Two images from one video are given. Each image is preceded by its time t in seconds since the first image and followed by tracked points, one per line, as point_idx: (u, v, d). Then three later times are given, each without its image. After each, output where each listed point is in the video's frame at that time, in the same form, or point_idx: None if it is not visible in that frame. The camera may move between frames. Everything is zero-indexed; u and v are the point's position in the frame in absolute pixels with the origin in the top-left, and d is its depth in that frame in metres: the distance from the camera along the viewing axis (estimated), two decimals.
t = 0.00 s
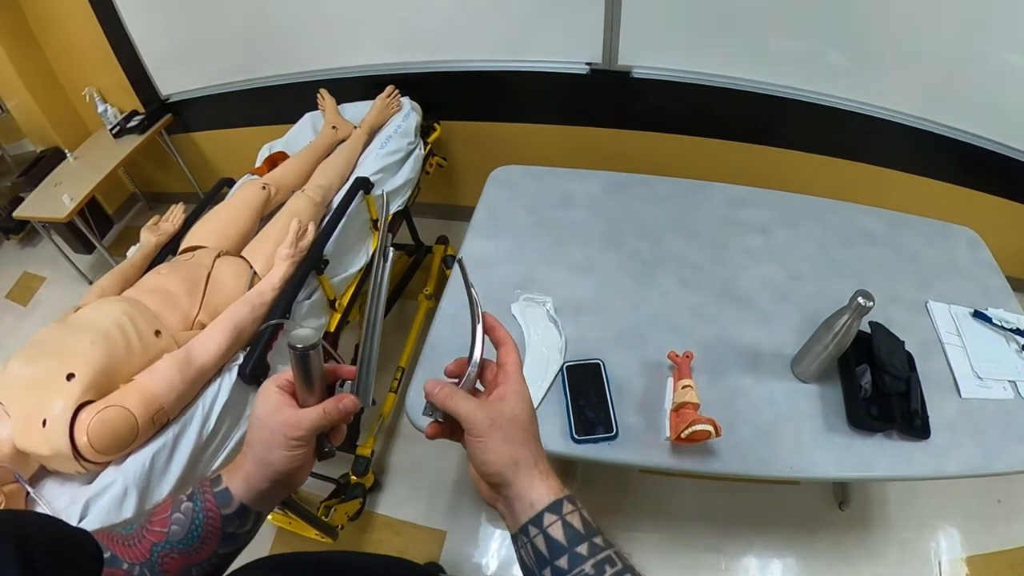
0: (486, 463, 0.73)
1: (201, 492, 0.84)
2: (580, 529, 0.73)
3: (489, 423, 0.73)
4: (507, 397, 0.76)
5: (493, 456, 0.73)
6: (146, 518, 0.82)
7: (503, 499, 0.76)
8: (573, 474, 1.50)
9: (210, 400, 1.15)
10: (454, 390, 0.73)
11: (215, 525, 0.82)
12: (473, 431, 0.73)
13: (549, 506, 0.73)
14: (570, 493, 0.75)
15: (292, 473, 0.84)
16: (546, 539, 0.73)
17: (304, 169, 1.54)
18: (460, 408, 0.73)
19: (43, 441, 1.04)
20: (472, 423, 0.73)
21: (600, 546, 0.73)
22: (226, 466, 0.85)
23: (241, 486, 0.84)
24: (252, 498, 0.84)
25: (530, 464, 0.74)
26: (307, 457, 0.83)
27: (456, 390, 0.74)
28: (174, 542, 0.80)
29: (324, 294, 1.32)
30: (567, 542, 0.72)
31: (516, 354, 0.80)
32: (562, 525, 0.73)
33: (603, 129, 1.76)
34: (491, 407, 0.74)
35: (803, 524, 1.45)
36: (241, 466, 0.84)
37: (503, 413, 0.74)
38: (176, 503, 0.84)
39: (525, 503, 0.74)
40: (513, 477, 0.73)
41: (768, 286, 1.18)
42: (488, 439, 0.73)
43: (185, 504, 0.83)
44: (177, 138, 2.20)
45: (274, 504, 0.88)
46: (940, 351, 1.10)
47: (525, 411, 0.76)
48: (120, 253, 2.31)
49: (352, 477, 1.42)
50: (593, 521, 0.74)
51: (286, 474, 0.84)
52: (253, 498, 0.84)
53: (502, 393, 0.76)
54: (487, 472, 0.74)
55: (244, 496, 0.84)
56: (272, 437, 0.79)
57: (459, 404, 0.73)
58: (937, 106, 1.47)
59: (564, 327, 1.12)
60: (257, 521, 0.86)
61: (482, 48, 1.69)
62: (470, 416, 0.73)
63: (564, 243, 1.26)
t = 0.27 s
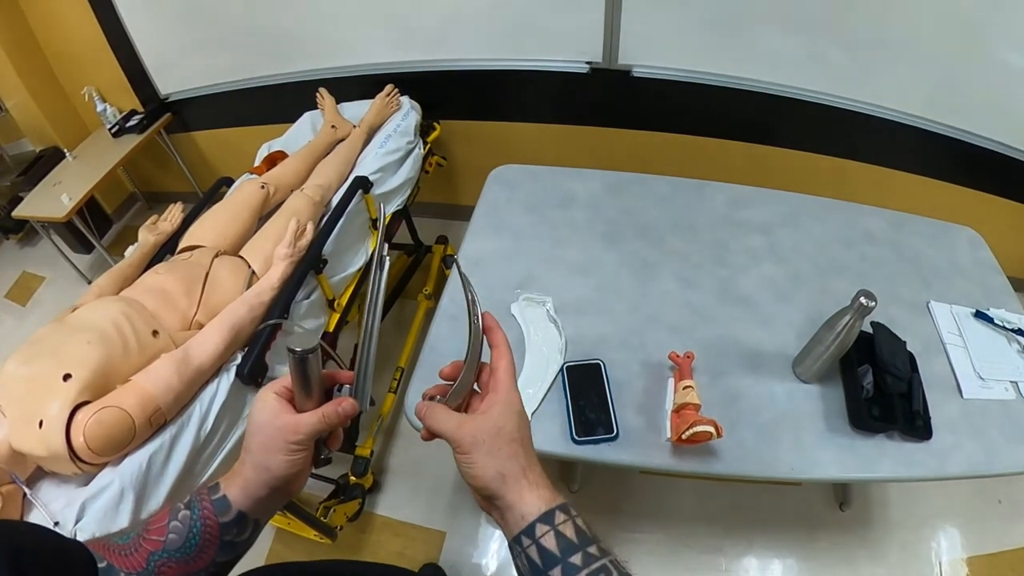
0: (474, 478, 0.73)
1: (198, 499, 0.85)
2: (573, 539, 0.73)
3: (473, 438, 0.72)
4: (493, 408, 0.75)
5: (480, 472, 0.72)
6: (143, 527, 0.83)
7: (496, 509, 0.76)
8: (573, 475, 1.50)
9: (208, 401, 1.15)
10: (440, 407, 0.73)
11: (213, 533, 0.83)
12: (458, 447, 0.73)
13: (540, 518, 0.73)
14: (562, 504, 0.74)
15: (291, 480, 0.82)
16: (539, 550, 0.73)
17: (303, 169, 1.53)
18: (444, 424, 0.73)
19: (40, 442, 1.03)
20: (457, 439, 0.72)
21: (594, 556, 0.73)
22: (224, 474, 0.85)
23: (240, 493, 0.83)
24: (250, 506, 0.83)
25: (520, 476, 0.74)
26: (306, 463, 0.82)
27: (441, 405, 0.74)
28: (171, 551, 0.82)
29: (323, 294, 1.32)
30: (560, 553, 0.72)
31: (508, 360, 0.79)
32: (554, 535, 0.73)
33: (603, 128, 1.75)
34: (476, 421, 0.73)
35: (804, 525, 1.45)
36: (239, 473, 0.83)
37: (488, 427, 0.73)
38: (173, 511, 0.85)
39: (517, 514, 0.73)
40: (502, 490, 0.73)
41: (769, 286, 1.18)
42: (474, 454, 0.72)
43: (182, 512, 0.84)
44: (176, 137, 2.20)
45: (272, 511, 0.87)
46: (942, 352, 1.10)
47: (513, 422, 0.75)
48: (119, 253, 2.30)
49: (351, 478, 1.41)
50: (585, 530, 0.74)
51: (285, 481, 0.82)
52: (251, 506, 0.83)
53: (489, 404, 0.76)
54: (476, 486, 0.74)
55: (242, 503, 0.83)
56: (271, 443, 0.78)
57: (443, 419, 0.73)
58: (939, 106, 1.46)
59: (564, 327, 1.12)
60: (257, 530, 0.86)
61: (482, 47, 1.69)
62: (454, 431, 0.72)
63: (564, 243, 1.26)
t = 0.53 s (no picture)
0: (468, 479, 0.74)
1: (194, 508, 0.85)
2: (569, 540, 0.73)
3: (466, 439, 0.73)
4: (487, 409, 0.75)
5: (473, 473, 0.73)
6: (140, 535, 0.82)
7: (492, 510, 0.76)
8: (572, 475, 1.50)
9: (208, 402, 1.15)
10: (433, 408, 0.73)
11: (209, 541, 0.83)
12: (451, 447, 0.73)
13: (535, 519, 0.73)
14: (558, 505, 0.74)
15: (286, 486, 0.83)
16: (535, 552, 0.73)
17: (303, 169, 1.53)
18: (437, 424, 0.73)
19: (39, 443, 1.03)
20: (450, 439, 0.73)
21: (591, 556, 0.73)
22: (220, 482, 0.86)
23: (235, 501, 0.84)
24: (245, 513, 0.84)
25: (514, 477, 0.73)
26: (301, 469, 0.82)
27: (437, 406, 0.75)
28: (168, 560, 0.81)
29: (323, 294, 1.32)
30: (556, 554, 0.72)
31: (504, 359, 0.79)
32: (549, 536, 0.72)
33: (603, 128, 1.75)
34: (469, 422, 0.74)
35: (804, 525, 1.45)
36: (235, 480, 0.84)
37: (481, 427, 0.73)
38: (170, 519, 0.84)
39: (511, 515, 0.73)
40: (496, 491, 0.73)
41: (769, 287, 1.18)
42: (467, 455, 0.73)
43: (178, 521, 0.83)
44: (176, 137, 2.20)
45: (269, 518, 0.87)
46: (942, 352, 1.10)
47: (507, 423, 0.75)
48: (119, 253, 2.30)
49: (350, 479, 1.41)
50: (581, 530, 0.74)
51: (281, 488, 0.83)
52: (248, 512, 0.84)
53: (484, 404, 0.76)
54: (472, 486, 0.74)
55: (237, 510, 0.84)
56: (265, 449, 0.79)
57: (437, 419, 0.74)
58: (939, 106, 1.46)
59: (564, 327, 1.12)
60: (254, 537, 0.86)
61: (482, 47, 1.69)
62: (447, 432, 0.73)
63: (564, 243, 1.26)
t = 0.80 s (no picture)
0: (467, 478, 0.73)
1: (195, 510, 0.84)
2: (569, 540, 0.73)
3: (465, 438, 0.72)
4: (487, 409, 0.74)
5: (472, 472, 0.72)
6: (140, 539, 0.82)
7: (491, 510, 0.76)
8: (572, 475, 1.49)
9: (206, 403, 1.14)
10: (433, 407, 0.73)
11: (209, 545, 0.83)
12: (450, 446, 0.73)
13: (534, 519, 0.73)
14: (557, 505, 0.74)
15: (286, 489, 0.83)
16: (535, 552, 0.73)
17: (302, 169, 1.53)
18: (437, 423, 0.73)
19: (37, 444, 1.03)
20: (449, 439, 0.73)
21: (591, 556, 0.73)
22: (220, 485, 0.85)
23: (236, 505, 0.84)
24: (245, 517, 0.84)
25: (512, 476, 0.73)
26: (300, 473, 0.82)
27: (437, 405, 0.75)
28: (168, 563, 0.81)
29: (322, 294, 1.31)
30: (556, 554, 0.72)
31: (505, 358, 0.78)
32: (548, 536, 0.72)
33: (603, 128, 1.75)
34: (469, 421, 0.73)
35: (803, 526, 1.45)
36: (235, 485, 0.84)
37: (480, 427, 0.73)
38: (170, 522, 0.84)
39: (510, 515, 0.73)
40: (494, 489, 0.73)
41: (769, 287, 1.18)
42: (465, 454, 0.72)
43: (179, 524, 0.83)
44: (176, 137, 2.20)
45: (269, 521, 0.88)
46: (942, 353, 1.09)
47: (506, 422, 0.74)
48: (118, 252, 2.30)
49: (350, 479, 1.41)
50: (581, 530, 0.74)
51: (281, 491, 0.83)
52: (247, 516, 0.84)
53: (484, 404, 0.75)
54: (471, 485, 0.74)
55: (237, 514, 0.84)
56: (265, 453, 0.79)
57: (437, 418, 0.73)
58: (939, 107, 1.46)
59: (563, 328, 1.12)
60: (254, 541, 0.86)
61: (482, 47, 1.69)
62: (447, 432, 0.73)
63: (564, 243, 1.26)
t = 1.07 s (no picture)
0: (468, 482, 0.74)
1: (195, 511, 0.84)
2: (569, 545, 0.72)
3: (467, 442, 0.73)
4: (488, 414, 0.75)
5: (473, 476, 0.73)
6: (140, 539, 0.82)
7: (491, 517, 0.76)
8: (572, 476, 1.49)
9: (205, 403, 1.14)
10: (436, 411, 0.74)
11: (210, 544, 0.82)
12: (451, 450, 0.73)
13: (534, 524, 0.72)
14: (556, 510, 0.74)
15: (287, 490, 0.84)
16: (534, 557, 0.72)
17: (301, 169, 1.53)
18: (439, 427, 0.74)
19: (35, 444, 1.02)
20: (451, 443, 0.73)
21: (591, 561, 0.73)
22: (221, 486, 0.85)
23: (237, 506, 0.84)
24: (245, 518, 0.84)
25: (513, 483, 0.73)
26: (301, 474, 0.83)
27: (439, 410, 0.76)
28: (168, 562, 0.80)
29: (320, 295, 1.31)
30: (555, 559, 0.72)
31: (505, 364, 0.79)
32: (547, 542, 0.72)
33: (602, 128, 1.75)
34: (470, 426, 0.74)
35: (803, 526, 1.44)
36: (236, 486, 0.84)
37: (482, 432, 0.74)
38: (171, 522, 0.83)
39: (510, 521, 0.73)
40: (495, 495, 0.73)
41: (768, 287, 1.17)
42: (466, 458, 0.73)
43: (179, 523, 0.83)
44: (175, 136, 2.19)
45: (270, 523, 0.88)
46: (942, 354, 1.09)
47: (508, 428, 0.75)
48: (118, 252, 2.30)
49: (349, 479, 1.40)
50: (581, 536, 0.74)
51: (281, 492, 0.83)
52: (248, 517, 0.84)
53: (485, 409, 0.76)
54: (471, 490, 0.74)
55: (237, 515, 0.83)
56: (267, 454, 0.79)
57: (438, 422, 0.74)
58: (938, 107, 1.46)
59: (563, 328, 1.11)
60: (254, 542, 0.86)
61: (481, 47, 1.68)
62: (448, 436, 0.73)
63: (564, 244, 1.25)
